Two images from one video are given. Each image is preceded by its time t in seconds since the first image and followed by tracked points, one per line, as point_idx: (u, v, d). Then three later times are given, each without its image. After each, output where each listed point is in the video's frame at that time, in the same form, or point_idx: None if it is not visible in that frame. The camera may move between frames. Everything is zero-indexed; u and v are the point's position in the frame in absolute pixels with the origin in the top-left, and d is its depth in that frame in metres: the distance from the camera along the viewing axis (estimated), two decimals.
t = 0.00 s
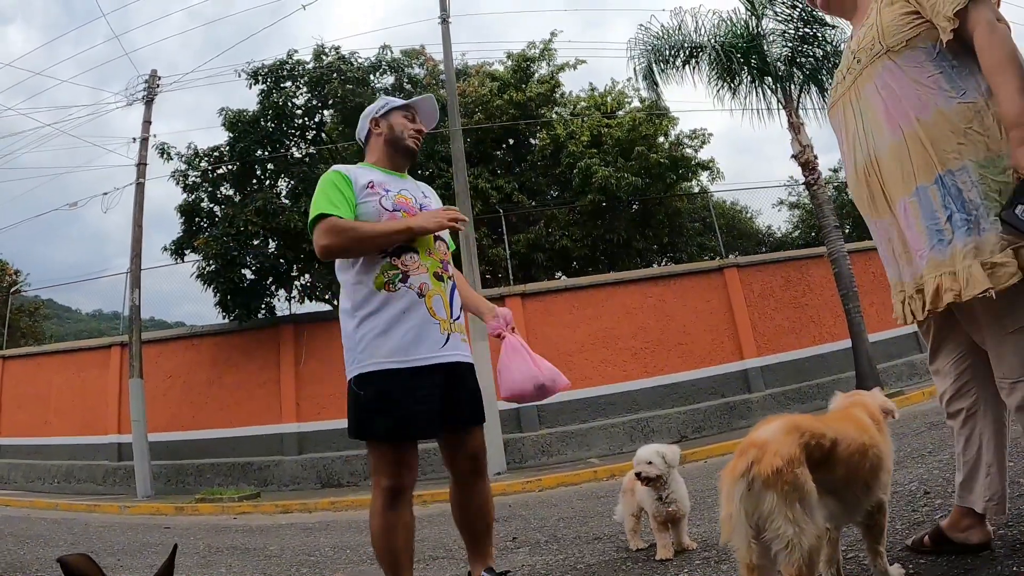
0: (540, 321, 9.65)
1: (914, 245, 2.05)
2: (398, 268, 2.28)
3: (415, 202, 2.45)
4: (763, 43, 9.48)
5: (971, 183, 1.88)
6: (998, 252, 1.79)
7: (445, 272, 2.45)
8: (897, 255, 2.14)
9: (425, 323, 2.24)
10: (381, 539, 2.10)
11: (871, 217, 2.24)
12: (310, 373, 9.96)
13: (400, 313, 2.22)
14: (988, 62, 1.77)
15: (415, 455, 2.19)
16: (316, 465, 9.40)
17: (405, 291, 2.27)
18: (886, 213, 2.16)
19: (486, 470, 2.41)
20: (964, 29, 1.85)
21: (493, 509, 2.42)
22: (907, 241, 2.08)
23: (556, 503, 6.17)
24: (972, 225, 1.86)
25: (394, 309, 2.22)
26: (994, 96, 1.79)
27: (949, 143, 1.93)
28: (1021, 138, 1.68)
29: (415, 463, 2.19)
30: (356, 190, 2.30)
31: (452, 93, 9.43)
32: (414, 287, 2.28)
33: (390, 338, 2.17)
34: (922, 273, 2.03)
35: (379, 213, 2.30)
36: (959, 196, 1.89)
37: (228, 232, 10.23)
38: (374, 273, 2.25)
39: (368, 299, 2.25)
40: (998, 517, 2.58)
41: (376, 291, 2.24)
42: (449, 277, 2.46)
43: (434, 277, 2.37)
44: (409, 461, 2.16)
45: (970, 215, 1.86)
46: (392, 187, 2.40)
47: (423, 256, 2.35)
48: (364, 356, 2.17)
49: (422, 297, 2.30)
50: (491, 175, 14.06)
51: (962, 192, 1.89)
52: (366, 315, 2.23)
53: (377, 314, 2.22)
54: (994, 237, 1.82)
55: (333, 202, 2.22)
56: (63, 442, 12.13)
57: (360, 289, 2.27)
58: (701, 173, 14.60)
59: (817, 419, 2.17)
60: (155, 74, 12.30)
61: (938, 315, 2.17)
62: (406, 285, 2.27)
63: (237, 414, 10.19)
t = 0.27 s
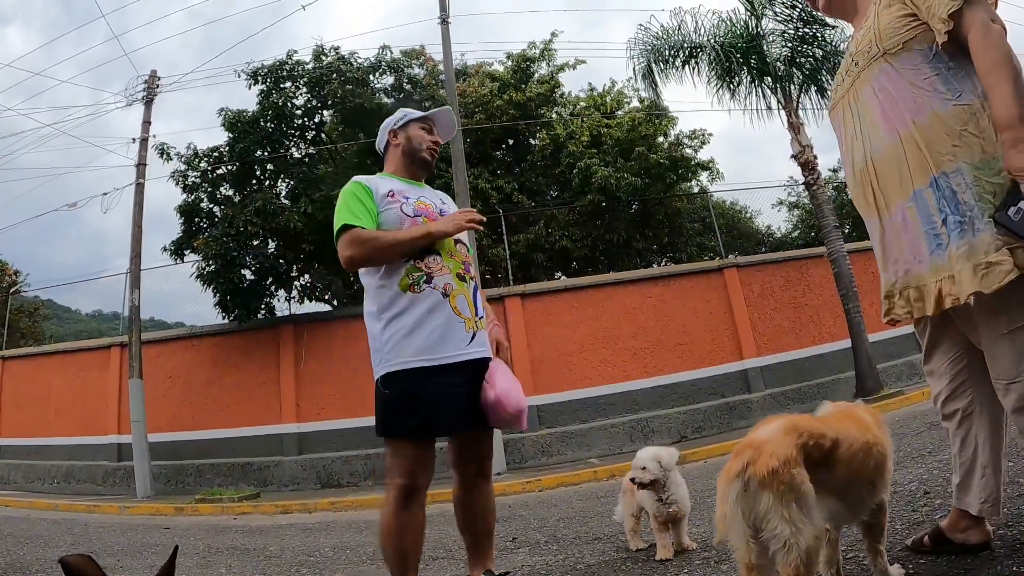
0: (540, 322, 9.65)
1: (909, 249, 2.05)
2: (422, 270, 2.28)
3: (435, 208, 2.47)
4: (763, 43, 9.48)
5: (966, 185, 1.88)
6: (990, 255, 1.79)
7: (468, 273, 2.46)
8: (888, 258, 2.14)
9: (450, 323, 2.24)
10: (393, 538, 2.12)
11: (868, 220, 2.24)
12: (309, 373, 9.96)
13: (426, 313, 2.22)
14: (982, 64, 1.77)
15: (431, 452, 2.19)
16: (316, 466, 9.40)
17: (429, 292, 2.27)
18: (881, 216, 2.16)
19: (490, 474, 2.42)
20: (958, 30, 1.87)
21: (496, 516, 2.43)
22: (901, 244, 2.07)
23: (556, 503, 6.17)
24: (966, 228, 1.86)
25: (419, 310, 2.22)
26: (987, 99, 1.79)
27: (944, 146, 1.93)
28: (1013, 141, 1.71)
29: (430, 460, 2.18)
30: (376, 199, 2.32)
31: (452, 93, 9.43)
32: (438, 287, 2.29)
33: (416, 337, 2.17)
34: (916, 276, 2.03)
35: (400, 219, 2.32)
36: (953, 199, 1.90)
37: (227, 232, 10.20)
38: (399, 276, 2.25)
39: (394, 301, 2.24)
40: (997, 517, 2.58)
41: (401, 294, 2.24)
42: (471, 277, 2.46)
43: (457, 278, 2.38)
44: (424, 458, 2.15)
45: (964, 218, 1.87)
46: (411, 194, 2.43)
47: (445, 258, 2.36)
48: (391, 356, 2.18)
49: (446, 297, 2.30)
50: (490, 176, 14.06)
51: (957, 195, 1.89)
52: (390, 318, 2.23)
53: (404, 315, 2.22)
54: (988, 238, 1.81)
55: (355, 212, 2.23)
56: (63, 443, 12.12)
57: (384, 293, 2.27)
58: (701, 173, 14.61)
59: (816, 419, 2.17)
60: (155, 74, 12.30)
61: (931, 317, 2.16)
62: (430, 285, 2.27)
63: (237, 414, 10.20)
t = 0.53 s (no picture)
0: (538, 321, 9.65)
1: (900, 251, 2.06)
2: (439, 279, 2.33)
3: (450, 216, 2.51)
4: (760, 42, 9.48)
5: (959, 186, 1.88)
6: (981, 256, 1.79)
7: (484, 280, 2.50)
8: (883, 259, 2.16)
9: (468, 328, 2.28)
10: (400, 535, 2.12)
11: (865, 220, 2.25)
12: (308, 372, 9.95)
13: (445, 320, 2.26)
14: (977, 63, 1.77)
15: (448, 450, 2.19)
16: (314, 465, 9.40)
17: (447, 299, 2.31)
18: (877, 217, 2.17)
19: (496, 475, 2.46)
20: (954, 28, 1.87)
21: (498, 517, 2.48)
22: (893, 245, 2.08)
23: (555, 502, 6.17)
24: (957, 230, 1.87)
25: (439, 316, 2.26)
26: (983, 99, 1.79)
27: (938, 147, 1.93)
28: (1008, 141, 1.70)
29: (446, 459, 2.17)
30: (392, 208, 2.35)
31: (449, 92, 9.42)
32: (455, 295, 2.33)
33: (435, 341, 2.21)
34: (906, 276, 2.04)
35: (417, 227, 2.35)
36: (947, 201, 1.90)
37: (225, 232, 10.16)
38: (418, 284, 2.30)
39: (413, 308, 2.28)
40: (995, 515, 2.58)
41: (421, 301, 2.28)
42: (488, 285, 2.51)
43: (473, 285, 2.42)
44: (440, 457, 2.15)
45: (956, 220, 1.87)
46: (427, 203, 2.46)
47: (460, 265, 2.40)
48: (411, 359, 2.21)
49: (464, 304, 2.34)
50: (488, 175, 14.05)
51: (950, 196, 1.90)
52: (411, 325, 2.27)
53: (424, 321, 2.26)
54: (979, 240, 1.81)
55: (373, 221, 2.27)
56: (62, 443, 12.10)
57: (404, 301, 2.30)
58: (699, 172, 14.62)
59: (816, 417, 2.16)
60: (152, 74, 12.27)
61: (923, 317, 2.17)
62: (447, 293, 2.31)
63: (236, 414, 10.19)
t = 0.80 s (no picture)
0: (537, 318, 9.65)
1: (902, 247, 2.06)
2: (449, 280, 2.33)
3: (458, 218, 2.51)
4: (759, 37, 9.47)
5: (960, 181, 1.88)
6: (983, 252, 1.80)
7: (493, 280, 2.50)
8: (886, 255, 2.16)
9: (477, 328, 2.28)
10: (407, 529, 2.14)
11: (867, 217, 2.25)
12: (307, 370, 9.95)
13: (454, 321, 2.27)
14: (975, 57, 1.76)
15: (458, 446, 2.19)
16: (314, 462, 9.41)
17: (456, 301, 2.31)
18: (879, 214, 2.17)
19: (502, 473, 2.46)
20: (950, 23, 1.87)
21: (503, 513, 2.49)
22: (896, 242, 2.08)
23: (555, 498, 6.18)
24: (958, 226, 1.87)
25: (449, 319, 2.27)
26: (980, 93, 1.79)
27: (937, 142, 1.93)
28: (1006, 135, 1.70)
29: (454, 455, 2.17)
30: (399, 213, 2.36)
31: (448, 88, 9.40)
32: (464, 296, 2.33)
33: (445, 342, 2.23)
34: (908, 274, 2.04)
35: (424, 232, 2.36)
36: (946, 197, 1.90)
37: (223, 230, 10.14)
38: (429, 287, 2.31)
39: (424, 311, 2.30)
40: (994, 509, 2.58)
41: (431, 304, 2.29)
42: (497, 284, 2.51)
43: (482, 285, 2.41)
44: (450, 452, 2.16)
45: (957, 216, 1.87)
46: (435, 207, 2.46)
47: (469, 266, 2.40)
48: (421, 360, 2.23)
49: (473, 304, 2.34)
50: (488, 171, 14.03)
51: (950, 192, 1.90)
52: (421, 325, 2.28)
53: (434, 324, 2.27)
54: (981, 234, 1.82)
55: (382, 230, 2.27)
56: (62, 441, 12.10)
57: (414, 303, 2.31)
58: (698, 168, 14.60)
59: (818, 412, 2.16)
60: (150, 71, 12.25)
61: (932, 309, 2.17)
62: (457, 295, 2.32)
63: (235, 412, 10.19)
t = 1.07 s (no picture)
0: (537, 316, 9.65)
1: (904, 242, 2.06)
2: (450, 281, 2.33)
3: (463, 217, 2.49)
4: (758, 35, 9.46)
5: (959, 176, 1.88)
6: (984, 245, 1.80)
7: (496, 280, 2.47)
8: (887, 251, 2.15)
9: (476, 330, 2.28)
10: (406, 528, 2.15)
11: (869, 213, 2.25)
12: (307, 369, 9.95)
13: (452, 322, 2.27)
14: (973, 52, 1.76)
15: (457, 444, 2.19)
16: (314, 461, 9.41)
17: (456, 302, 2.31)
18: (880, 210, 2.17)
19: (502, 471, 2.46)
20: (950, 18, 1.87)
21: (504, 511, 2.50)
22: (898, 237, 2.08)
23: (555, 496, 6.18)
24: (959, 219, 1.87)
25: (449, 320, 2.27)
26: (977, 87, 1.80)
27: (937, 137, 1.93)
28: (1004, 128, 1.70)
29: (454, 454, 2.17)
30: (401, 212, 2.36)
31: (447, 86, 9.39)
32: (464, 298, 2.33)
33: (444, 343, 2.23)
34: (911, 269, 2.04)
35: (426, 231, 2.35)
36: (947, 191, 1.90)
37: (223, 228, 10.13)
38: (429, 288, 2.31)
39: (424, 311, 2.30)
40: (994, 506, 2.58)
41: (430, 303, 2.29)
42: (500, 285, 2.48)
43: (483, 286, 2.39)
44: (449, 451, 2.15)
45: (957, 210, 1.87)
46: (439, 206, 2.45)
47: (471, 267, 2.38)
48: (419, 359, 2.24)
49: (473, 306, 2.34)
50: (487, 170, 14.02)
51: (951, 186, 1.90)
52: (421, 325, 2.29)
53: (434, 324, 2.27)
54: (981, 228, 1.82)
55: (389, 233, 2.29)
56: (62, 440, 12.11)
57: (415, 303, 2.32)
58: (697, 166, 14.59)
59: (820, 410, 2.16)
60: (149, 70, 12.24)
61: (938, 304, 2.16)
62: (457, 296, 2.32)
63: (235, 410, 10.19)
